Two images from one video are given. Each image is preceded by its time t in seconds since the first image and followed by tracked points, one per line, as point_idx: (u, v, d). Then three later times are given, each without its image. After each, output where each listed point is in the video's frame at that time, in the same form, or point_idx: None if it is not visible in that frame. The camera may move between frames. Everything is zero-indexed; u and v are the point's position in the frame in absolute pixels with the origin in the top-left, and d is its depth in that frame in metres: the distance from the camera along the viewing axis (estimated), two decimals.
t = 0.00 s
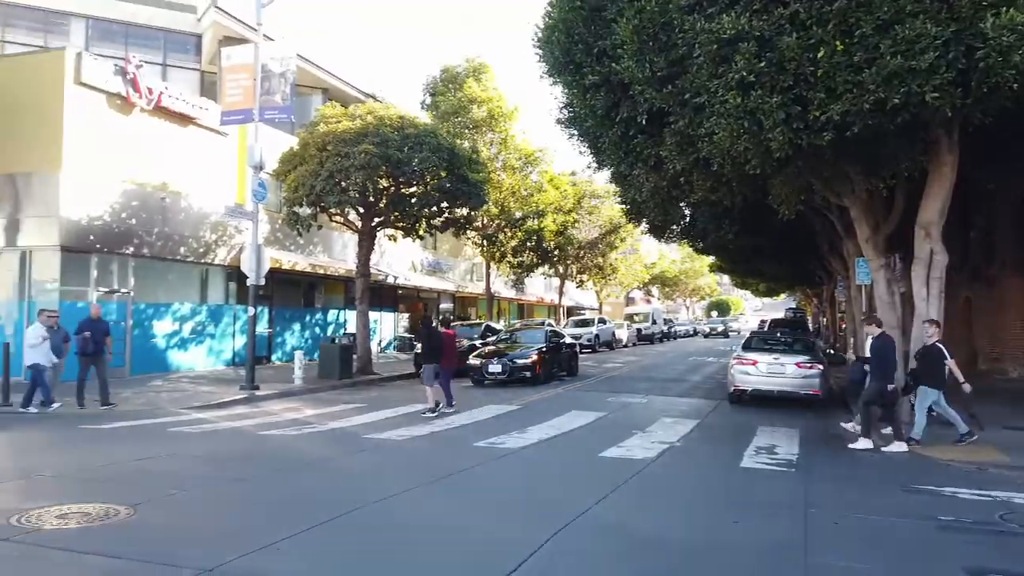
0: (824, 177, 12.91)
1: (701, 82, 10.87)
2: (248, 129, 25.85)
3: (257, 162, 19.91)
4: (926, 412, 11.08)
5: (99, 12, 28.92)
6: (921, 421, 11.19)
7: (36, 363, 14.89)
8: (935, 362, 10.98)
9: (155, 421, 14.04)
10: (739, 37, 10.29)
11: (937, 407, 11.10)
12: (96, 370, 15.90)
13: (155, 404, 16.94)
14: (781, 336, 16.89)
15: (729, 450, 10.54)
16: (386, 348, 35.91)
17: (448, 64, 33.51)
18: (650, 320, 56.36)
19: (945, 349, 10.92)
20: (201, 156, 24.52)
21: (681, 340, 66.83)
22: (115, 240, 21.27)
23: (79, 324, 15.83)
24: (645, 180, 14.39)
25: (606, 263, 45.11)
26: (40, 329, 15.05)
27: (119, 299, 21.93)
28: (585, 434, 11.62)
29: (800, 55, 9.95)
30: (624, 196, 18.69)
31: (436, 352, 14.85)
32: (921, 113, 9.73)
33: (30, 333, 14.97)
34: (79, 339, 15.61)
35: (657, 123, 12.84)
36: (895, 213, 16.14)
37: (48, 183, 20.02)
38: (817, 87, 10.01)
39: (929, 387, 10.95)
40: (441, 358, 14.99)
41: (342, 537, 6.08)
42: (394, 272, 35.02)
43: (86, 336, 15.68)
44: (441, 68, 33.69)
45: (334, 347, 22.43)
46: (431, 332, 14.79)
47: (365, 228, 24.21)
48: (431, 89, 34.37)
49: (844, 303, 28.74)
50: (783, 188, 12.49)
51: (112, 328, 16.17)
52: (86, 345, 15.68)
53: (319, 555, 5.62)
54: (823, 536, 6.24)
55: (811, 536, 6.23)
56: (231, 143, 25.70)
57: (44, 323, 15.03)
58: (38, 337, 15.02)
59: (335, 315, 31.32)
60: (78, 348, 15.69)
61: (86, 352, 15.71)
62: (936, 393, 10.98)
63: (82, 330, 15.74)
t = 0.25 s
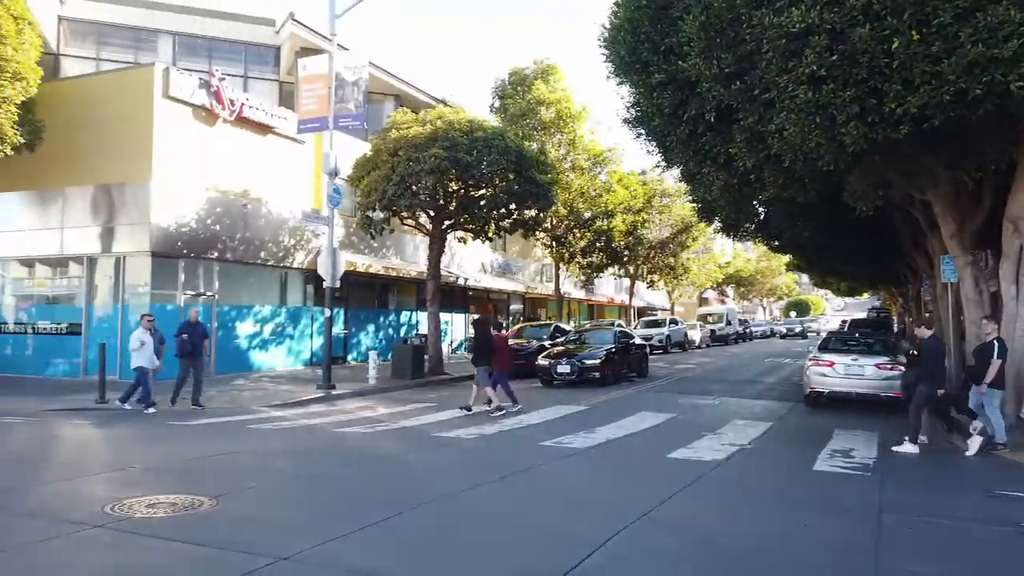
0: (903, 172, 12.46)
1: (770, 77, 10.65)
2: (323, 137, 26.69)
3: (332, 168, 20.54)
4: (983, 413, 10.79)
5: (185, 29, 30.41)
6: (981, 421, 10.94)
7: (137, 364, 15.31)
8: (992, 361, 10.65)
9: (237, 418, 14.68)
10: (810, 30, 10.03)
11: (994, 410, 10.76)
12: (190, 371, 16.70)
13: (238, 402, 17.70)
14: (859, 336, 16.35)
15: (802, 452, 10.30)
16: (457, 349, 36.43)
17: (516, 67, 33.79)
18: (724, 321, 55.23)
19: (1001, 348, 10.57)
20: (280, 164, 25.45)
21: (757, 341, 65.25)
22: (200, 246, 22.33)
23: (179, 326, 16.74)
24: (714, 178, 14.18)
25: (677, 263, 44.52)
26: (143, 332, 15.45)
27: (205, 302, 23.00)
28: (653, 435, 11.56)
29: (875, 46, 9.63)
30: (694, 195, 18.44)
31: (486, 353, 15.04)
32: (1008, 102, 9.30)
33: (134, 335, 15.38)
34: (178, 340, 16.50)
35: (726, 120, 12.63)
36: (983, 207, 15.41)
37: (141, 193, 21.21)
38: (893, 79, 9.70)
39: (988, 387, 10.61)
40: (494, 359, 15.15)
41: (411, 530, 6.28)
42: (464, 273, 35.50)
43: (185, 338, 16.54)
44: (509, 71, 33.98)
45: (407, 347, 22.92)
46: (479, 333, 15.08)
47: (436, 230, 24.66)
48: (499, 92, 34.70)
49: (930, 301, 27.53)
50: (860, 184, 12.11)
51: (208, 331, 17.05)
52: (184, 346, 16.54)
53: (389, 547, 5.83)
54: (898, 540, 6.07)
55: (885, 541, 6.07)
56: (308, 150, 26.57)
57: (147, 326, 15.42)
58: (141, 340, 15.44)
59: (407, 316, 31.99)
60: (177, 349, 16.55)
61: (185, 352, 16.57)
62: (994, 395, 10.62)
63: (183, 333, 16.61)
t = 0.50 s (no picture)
0: (960, 167, 12.06)
1: (818, 73, 10.44)
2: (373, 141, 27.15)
3: (381, 172, 20.87)
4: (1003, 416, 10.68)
5: (240, 37, 31.30)
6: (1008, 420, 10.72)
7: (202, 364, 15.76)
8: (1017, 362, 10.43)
9: (289, 417, 15.06)
10: (859, 25, 9.81)
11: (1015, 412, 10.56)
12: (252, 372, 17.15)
13: (291, 401, 18.14)
14: (916, 337, 15.87)
15: (851, 454, 10.11)
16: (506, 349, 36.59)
17: (563, 67, 33.75)
18: (778, 321, 54.09)
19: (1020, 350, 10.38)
20: (331, 168, 25.96)
21: (812, 341, 63.73)
22: (255, 249, 22.94)
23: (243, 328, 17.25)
24: (763, 176, 13.94)
25: (728, 262, 43.83)
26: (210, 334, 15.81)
27: (260, 303, 23.63)
28: (699, 436, 11.47)
29: (927, 39, 9.36)
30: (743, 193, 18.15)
31: (516, 352, 15.10)
32: None
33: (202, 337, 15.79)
34: (242, 341, 17.00)
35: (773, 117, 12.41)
36: None
37: (198, 199, 21.92)
38: (947, 72, 9.41)
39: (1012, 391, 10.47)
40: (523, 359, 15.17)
41: (454, 529, 6.39)
42: (512, 274, 35.63)
43: (249, 339, 17.03)
44: (557, 71, 33.97)
45: (455, 348, 23.13)
46: (510, 332, 15.11)
47: (483, 232, 24.87)
48: (547, 92, 34.72)
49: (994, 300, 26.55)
50: (914, 182, 11.76)
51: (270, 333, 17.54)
52: (249, 347, 17.02)
53: (430, 545, 5.96)
54: (946, 551, 5.93)
55: (932, 552, 5.95)
56: (358, 154, 27.03)
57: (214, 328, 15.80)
58: (209, 342, 15.83)
59: (456, 317, 32.28)
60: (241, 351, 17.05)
61: (248, 354, 17.05)
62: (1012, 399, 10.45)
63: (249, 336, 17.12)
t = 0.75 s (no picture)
0: (993, 163, 11.79)
1: (843, 69, 10.29)
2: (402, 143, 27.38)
3: (409, 173, 21.04)
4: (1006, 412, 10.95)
5: (271, 42, 31.80)
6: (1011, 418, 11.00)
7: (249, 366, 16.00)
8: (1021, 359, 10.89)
9: (318, 416, 15.30)
10: (884, 21, 9.64)
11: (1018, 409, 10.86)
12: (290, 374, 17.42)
13: (321, 400, 18.42)
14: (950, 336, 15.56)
15: (879, 455, 9.96)
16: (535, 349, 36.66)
17: (591, 65, 33.68)
18: (811, 320, 53.28)
19: (1022, 348, 10.89)
20: (360, 169, 26.25)
21: (847, 340, 62.68)
22: (286, 251, 23.30)
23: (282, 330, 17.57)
24: (790, 175, 13.77)
25: (760, 260, 43.35)
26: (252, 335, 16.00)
27: (291, 304, 24.01)
28: (724, 436, 11.41)
29: (955, 34, 9.19)
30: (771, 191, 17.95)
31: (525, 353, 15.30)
32: None
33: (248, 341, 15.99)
34: (282, 344, 17.32)
35: (800, 114, 12.26)
36: None
37: (231, 202, 22.34)
38: (975, 67, 9.23)
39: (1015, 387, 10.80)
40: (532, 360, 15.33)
41: (471, 528, 6.47)
42: (541, 273, 35.68)
43: (287, 342, 17.32)
44: (585, 70, 33.91)
45: (483, 347, 23.24)
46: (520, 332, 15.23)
47: (510, 232, 24.97)
48: (574, 91, 34.68)
49: None
50: (945, 180, 11.52)
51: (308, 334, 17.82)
52: (288, 350, 17.33)
53: (448, 544, 6.02)
54: (970, 554, 5.83)
55: (956, 555, 5.85)
56: (387, 156, 27.28)
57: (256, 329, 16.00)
58: (252, 344, 16.05)
59: (484, 316, 32.42)
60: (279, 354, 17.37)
61: (288, 357, 17.34)
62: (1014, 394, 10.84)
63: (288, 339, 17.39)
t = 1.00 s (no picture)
0: None
1: (877, 64, 10.11)
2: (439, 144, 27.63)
3: (444, 174, 21.22)
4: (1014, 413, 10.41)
5: (311, 47, 32.38)
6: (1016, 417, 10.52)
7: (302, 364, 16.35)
8: None
9: (354, 414, 15.60)
10: (918, 13, 9.45)
11: None
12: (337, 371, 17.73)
13: (359, 399, 18.71)
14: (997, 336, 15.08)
15: (918, 458, 9.75)
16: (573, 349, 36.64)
17: (629, 64, 33.50)
18: (858, 318, 52.05)
19: None
20: (398, 171, 26.57)
21: (897, 340, 61.06)
22: (325, 252, 23.72)
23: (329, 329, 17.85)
24: (826, 171, 13.53)
25: (804, 258, 42.55)
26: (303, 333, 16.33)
27: (331, 304, 24.45)
28: (758, 437, 11.29)
29: (993, 25, 8.99)
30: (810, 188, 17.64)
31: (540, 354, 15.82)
32: None
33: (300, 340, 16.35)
34: (330, 342, 17.62)
35: (836, 111, 12.02)
36: None
37: (272, 205, 22.84)
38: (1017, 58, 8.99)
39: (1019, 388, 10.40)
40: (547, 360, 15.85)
41: (490, 526, 6.59)
42: (579, 273, 35.63)
43: (337, 340, 17.64)
44: (623, 68, 33.75)
45: (519, 347, 23.36)
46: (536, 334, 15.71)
47: (546, 232, 25.01)
48: (612, 90, 34.55)
49: None
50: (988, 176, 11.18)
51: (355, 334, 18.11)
52: (335, 348, 17.63)
53: (469, 543, 6.11)
54: (1001, 563, 5.69)
55: (985, 563, 5.72)
56: (424, 157, 27.56)
57: (308, 327, 16.37)
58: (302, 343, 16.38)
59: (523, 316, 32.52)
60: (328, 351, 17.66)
61: (336, 355, 17.68)
62: None
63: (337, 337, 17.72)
